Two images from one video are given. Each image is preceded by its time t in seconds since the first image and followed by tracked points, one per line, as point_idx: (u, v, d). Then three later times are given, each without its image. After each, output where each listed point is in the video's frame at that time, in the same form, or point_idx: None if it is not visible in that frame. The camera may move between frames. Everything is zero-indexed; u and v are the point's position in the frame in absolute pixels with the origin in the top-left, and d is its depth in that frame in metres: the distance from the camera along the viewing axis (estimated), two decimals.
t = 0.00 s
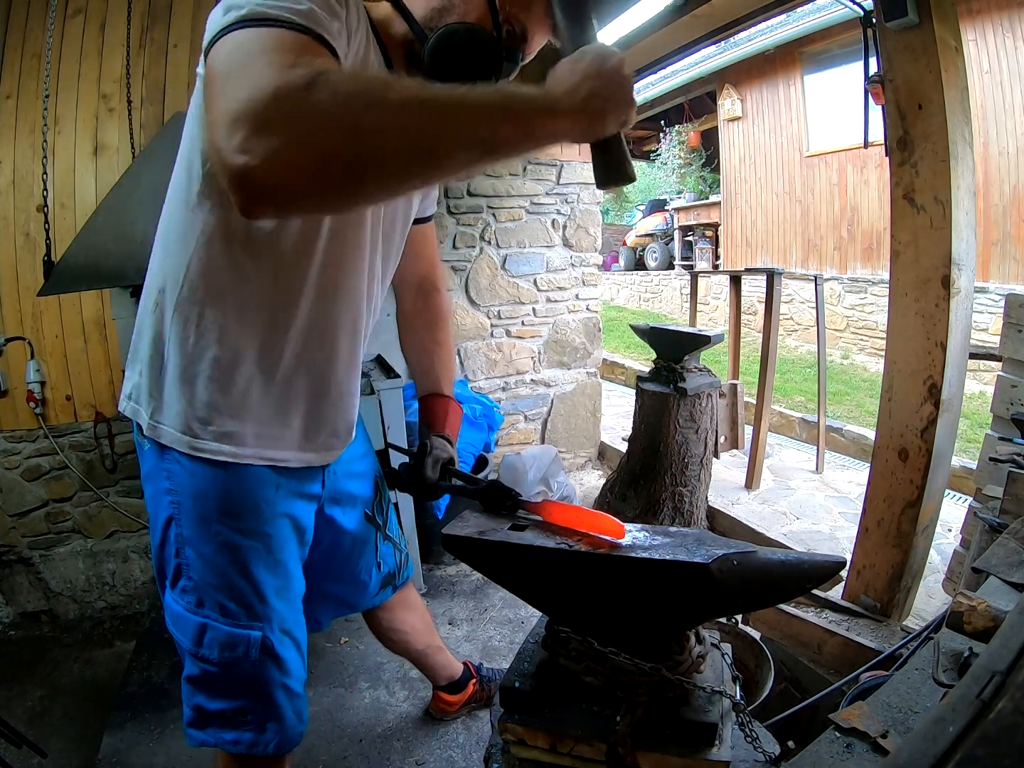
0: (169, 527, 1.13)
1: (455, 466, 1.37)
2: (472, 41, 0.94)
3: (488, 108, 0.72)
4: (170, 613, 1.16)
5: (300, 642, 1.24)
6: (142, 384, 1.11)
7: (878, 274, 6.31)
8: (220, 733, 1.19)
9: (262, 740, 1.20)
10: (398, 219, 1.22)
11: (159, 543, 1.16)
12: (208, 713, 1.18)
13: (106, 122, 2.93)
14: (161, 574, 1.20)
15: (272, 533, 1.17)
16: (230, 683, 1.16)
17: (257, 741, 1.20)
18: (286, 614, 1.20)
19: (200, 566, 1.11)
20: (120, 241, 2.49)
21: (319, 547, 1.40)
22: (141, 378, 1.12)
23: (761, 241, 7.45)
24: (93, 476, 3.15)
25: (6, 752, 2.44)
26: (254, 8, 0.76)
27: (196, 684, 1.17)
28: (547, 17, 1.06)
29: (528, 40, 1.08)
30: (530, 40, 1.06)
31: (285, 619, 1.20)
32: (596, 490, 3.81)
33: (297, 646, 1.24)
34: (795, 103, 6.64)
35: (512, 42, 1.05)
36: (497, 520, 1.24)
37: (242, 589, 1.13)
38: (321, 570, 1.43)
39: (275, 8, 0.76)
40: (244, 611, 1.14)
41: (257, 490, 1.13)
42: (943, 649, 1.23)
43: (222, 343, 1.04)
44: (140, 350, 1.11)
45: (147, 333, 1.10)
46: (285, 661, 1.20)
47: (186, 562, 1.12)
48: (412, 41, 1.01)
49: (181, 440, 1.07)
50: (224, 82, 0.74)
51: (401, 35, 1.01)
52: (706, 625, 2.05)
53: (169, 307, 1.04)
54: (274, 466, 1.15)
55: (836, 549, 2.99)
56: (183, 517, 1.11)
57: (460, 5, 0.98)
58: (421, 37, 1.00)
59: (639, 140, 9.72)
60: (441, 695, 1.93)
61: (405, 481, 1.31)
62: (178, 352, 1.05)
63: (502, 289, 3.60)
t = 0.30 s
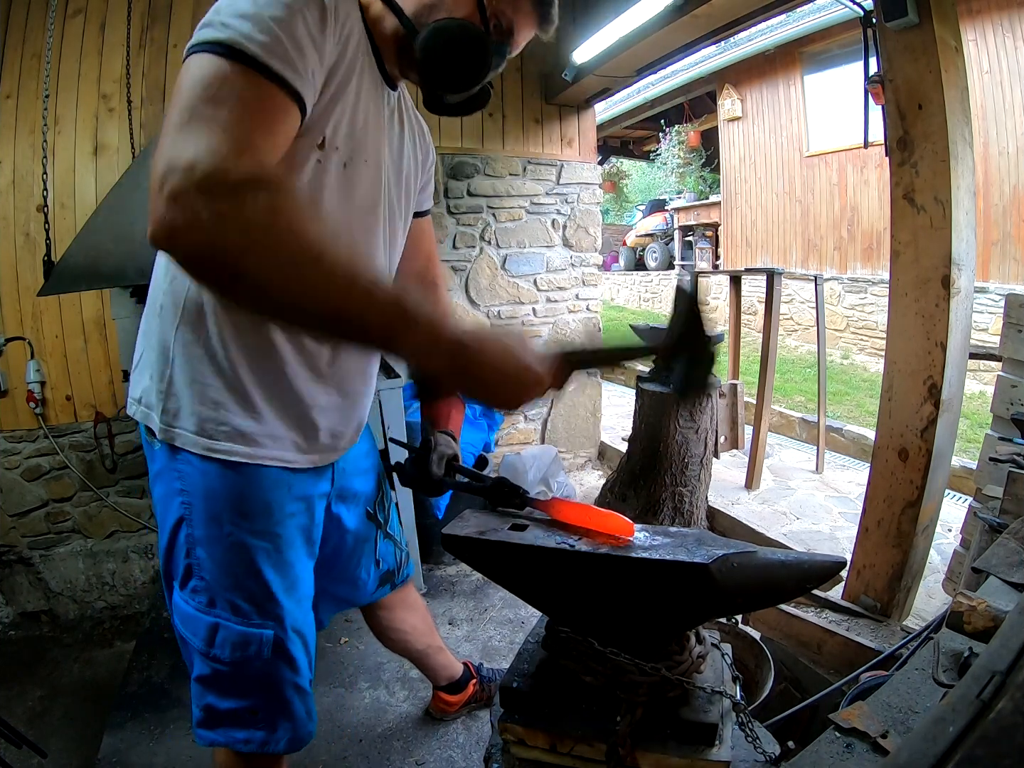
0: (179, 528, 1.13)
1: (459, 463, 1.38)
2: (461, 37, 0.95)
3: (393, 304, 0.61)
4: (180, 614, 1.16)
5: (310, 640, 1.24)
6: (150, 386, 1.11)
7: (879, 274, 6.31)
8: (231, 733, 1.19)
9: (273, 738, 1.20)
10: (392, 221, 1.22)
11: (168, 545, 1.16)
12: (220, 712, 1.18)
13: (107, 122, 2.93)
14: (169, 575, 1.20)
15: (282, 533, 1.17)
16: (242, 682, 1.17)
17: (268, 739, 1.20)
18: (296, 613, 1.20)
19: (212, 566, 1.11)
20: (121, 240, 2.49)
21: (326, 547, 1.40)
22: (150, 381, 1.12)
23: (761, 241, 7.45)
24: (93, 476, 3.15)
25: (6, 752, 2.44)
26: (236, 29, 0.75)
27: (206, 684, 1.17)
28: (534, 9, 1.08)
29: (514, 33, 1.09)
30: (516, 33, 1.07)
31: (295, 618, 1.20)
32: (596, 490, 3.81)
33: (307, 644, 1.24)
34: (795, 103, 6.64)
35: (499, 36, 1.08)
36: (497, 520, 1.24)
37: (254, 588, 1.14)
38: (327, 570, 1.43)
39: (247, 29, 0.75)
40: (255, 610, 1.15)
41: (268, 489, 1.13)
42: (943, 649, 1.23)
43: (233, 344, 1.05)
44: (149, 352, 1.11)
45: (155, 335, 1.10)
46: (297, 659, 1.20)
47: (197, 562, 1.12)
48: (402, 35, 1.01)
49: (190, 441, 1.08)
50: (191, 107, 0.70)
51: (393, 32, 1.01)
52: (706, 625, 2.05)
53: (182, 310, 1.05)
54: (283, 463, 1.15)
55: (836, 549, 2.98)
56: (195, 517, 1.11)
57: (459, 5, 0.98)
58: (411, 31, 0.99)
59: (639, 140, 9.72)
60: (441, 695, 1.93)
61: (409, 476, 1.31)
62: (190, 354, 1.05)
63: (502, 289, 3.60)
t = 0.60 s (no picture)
0: (178, 524, 1.14)
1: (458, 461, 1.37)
2: (472, 35, 0.78)
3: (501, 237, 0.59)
4: (179, 610, 1.16)
5: (309, 637, 1.24)
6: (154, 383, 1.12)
7: (879, 274, 6.31)
8: (230, 727, 1.19)
9: (270, 734, 1.20)
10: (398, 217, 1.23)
11: (168, 540, 1.16)
12: (217, 707, 1.18)
13: (106, 122, 2.93)
14: (170, 571, 1.21)
15: (282, 531, 1.17)
16: (239, 678, 1.17)
17: (265, 734, 1.20)
18: (295, 610, 1.20)
19: (209, 562, 1.12)
20: (120, 241, 2.49)
21: (329, 545, 1.40)
22: (155, 377, 1.12)
23: (761, 241, 7.45)
24: (93, 476, 3.15)
25: (6, 752, 2.44)
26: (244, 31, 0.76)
27: (205, 678, 1.17)
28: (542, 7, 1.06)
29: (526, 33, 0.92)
30: (531, 36, 0.90)
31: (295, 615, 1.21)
32: (596, 490, 3.81)
33: (306, 642, 1.24)
34: (795, 103, 6.64)
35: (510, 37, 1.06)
36: (497, 520, 1.24)
37: (251, 586, 1.14)
38: (331, 567, 1.44)
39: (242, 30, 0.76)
40: (252, 607, 1.14)
41: (267, 487, 1.13)
42: (942, 649, 1.23)
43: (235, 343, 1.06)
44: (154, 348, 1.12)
45: (160, 331, 1.10)
46: (294, 657, 1.20)
47: (196, 558, 1.12)
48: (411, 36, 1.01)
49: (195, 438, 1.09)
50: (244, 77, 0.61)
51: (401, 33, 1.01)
52: (706, 625, 2.06)
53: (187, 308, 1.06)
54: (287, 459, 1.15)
55: (836, 549, 2.98)
56: (193, 514, 1.12)
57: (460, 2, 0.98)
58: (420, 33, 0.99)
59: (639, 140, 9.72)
60: (441, 695, 1.93)
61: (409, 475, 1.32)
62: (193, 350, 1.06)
63: (502, 289, 3.60)
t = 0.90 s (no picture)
0: (182, 525, 1.14)
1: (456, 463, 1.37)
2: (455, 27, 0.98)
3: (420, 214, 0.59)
4: (182, 610, 1.16)
5: (310, 637, 1.24)
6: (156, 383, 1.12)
7: (879, 274, 6.31)
8: (230, 727, 1.19)
9: (271, 734, 1.20)
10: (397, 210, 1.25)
11: (171, 540, 1.16)
12: (219, 706, 1.18)
13: (107, 122, 2.93)
14: (172, 571, 1.20)
15: (285, 532, 1.17)
16: (241, 678, 1.17)
17: (266, 734, 1.20)
18: (297, 611, 1.20)
19: (213, 563, 1.12)
20: (120, 241, 2.49)
21: (333, 545, 1.41)
22: (157, 375, 1.12)
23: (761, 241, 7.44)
24: (93, 476, 3.15)
25: (6, 752, 2.44)
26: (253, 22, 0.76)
27: (207, 678, 1.17)
28: None
29: (510, 23, 1.08)
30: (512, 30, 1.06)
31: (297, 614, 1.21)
32: (597, 490, 3.81)
33: (308, 642, 1.24)
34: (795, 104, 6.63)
35: (496, 26, 1.07)
36: (498, 520, 1.24)
37: (254, 587, 1.14)
38: (333, 567, 1.44)
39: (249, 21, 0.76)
40: (255, 608, 1.14)
41: (271, 488, 1.13)
42: (943, 649, 1.24)
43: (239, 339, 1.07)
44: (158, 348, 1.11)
45: (163, 330, 1.10)
46: (296, 657, 1.20)
47: (199, 559, 1.12)
48: (400, 31, 1.05)
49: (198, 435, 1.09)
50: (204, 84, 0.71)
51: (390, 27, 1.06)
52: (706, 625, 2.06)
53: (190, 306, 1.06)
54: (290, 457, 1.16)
55: (836, 549, 2.98)
56: (197, 514, 1.11)
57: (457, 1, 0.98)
58: (408, 25, 1.03)
59: (639, 140, 9.72)
60: (441, 695, 1.93)
61: (408, 475, 1.32)
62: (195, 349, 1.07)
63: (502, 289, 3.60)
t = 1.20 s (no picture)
0: (179, 525, 1.14)
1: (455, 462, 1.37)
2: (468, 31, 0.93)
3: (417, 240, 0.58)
4: (179, 610, 1.16)
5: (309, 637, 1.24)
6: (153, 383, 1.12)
7: (878, 274, 6.32)
8: (231, 726, 1.19)
9: (272, 733, 1.20)
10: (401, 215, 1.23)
11: (167, 540, 1.16)
12: (219, 706, 1.18)
13: (107, 122, 2.93)
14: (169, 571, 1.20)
15: (281, 532, 1.17)
16: (240, 678, 1.17)
17: (269, 733, 1.20)
18: (295, 611, 1.20)
19: (210, 563, 1.12)
20: (120, 241, 2.49)
21: (331, 545, 1.41)
22: (150, 378, 1.11)
23: (761, 241, 7.44)
24: (93, 476, 3.15)
25: (6, 752, 2.44)
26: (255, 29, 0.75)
27: (207, 678, 1.18)
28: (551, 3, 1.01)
29: (529, 30, 1.04)
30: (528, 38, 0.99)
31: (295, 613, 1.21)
32: (596, 490, 3.81)
33: (305, 641, 1.24)
34: (795, 103, 6.63)
35: (512, 31, 1.03)
36: (496, 520, 1.24)
37: (251, 587, 1.14)
38: (333, 567, 1.44)
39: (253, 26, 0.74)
40: (253, 607, 1.15)
41: (267, 488, 1.14)
42: (943, 649, 1.24)
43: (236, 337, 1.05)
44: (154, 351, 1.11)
45: (160, 332, 1.10)
46: (294, 657, 1.20)
47: (196, 559, 1.12)
48: (411, 30, 1.01)
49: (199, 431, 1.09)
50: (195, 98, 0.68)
51: (401, 25, 1.02)
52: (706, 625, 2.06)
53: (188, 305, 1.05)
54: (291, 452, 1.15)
55: (836, 549, 2.98)
56: (193, 514, 1.11)
57: None
58: (421, 26, 0.99)
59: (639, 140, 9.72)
60: (441, 695, 1.93)
61: (406, 475, 1.32)
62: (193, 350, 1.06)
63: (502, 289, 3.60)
